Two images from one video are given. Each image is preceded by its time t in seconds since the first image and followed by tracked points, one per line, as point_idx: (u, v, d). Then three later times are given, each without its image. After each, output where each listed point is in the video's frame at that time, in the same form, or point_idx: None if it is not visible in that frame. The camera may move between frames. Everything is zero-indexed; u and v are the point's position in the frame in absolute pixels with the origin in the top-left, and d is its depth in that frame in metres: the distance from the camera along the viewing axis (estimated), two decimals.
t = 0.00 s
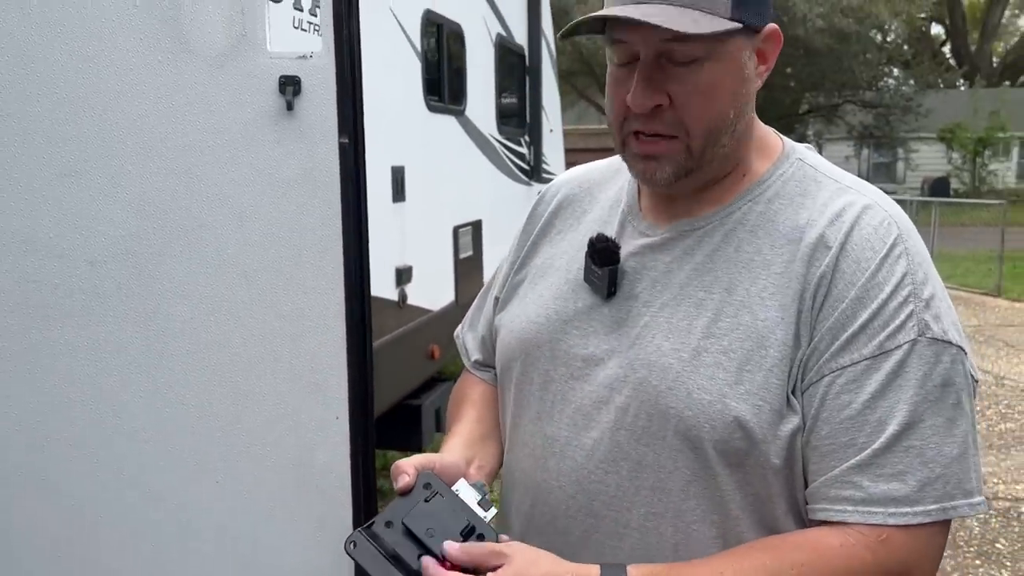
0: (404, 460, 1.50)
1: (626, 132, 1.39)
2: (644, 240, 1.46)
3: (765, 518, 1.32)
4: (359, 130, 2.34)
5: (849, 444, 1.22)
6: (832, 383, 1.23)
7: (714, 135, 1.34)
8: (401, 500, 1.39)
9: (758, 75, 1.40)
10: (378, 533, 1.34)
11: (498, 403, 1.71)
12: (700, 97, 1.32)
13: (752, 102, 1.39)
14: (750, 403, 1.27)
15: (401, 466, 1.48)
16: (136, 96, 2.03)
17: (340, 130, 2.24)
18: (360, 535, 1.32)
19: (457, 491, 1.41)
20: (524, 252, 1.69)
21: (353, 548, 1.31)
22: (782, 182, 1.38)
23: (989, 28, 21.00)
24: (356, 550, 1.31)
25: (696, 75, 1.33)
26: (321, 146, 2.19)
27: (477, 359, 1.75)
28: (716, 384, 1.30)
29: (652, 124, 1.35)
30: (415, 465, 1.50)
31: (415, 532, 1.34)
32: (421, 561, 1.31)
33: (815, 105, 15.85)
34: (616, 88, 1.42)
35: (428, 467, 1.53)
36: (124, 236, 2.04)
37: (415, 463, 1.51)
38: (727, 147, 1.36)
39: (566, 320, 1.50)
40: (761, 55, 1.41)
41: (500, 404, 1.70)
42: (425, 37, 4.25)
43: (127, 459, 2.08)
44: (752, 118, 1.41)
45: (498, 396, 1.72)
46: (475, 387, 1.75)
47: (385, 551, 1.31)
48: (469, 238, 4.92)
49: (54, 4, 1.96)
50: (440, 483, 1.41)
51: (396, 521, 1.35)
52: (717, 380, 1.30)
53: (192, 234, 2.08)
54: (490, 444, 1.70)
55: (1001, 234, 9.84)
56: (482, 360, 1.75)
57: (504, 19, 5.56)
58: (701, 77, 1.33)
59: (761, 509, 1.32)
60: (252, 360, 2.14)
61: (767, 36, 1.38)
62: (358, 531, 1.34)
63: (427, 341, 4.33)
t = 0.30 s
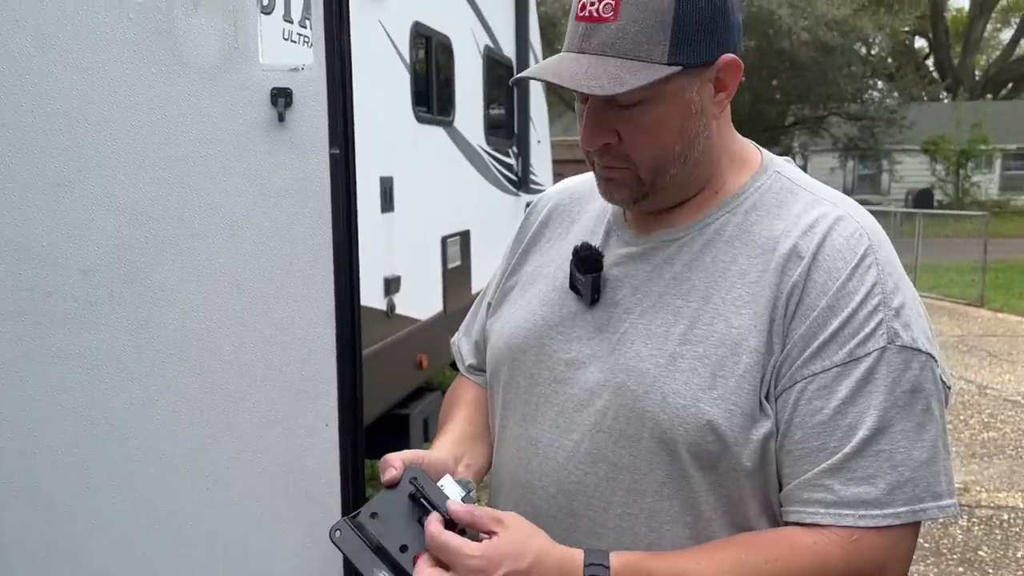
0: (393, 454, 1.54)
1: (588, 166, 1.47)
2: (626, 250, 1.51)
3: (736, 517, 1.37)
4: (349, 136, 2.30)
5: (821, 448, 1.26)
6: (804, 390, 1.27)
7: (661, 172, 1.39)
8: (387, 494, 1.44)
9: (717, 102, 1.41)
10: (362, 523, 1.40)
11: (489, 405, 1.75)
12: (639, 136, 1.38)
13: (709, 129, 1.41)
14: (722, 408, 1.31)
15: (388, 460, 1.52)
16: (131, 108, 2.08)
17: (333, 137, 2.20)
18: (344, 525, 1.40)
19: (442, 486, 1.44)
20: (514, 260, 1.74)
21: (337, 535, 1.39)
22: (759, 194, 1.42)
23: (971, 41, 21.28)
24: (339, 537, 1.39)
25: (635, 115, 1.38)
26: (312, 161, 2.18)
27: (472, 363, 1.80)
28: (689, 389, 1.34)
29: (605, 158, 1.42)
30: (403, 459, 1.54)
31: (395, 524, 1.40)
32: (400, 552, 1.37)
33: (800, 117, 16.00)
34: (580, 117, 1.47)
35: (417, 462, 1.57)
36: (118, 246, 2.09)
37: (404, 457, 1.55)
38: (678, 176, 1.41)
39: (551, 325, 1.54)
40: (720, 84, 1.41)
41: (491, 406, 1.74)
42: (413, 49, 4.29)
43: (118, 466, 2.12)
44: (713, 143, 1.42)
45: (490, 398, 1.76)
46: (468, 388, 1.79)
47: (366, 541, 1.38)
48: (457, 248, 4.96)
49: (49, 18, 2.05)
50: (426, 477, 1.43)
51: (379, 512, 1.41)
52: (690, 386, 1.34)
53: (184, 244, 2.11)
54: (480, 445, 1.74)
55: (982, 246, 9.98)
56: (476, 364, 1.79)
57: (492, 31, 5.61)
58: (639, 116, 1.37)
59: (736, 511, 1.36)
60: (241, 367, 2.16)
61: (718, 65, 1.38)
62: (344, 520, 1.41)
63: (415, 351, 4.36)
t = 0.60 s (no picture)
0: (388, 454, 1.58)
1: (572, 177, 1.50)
2: (608, 255, 1.54)
3: (712, 514, 1.40)
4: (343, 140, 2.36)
5: (794, 447, 1.30)
6: (776, 390, 1.31)
7: (642, 180, 1.43)
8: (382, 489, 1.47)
9: (694, 113, 1.45)
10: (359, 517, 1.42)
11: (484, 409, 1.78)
12: (618, 149, 1.42)
13: (687, 139, 1.45)
14: (698, 408, 1.35)
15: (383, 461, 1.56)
16: (125, 114, 2.10)
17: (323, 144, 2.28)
18: (344, 517, 1.40)
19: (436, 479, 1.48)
20: (506, 266, 1.77)
21: (335, 527, 1.40)
22: (736, 200, 1.46)
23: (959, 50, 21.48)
24: (338, 529, 1.39)
25: (613, 128, 1.41)
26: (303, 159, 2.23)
27: (468, 367, 1.82)
28: (666, 390, 1.38)
29: (587, 169, 1.45)
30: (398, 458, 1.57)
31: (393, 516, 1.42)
32: (399, 539, 1.39)
33: (790, 124, 16.11)
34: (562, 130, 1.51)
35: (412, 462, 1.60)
36: (112, 249, 2.11)
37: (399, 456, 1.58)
38: (658, 185, 1.44)
39: (538, 330, 1.58)
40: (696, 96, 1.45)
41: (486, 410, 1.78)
42: (404, 56, 4.33)
43: (111, 467, 2.15)
44: (692, 153, 1.46)
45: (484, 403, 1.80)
46: (464, 395, 1.82)
47: (366, 530, 1.40)
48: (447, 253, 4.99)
49: (43, 25, 2.06)
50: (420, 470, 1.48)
51: (375, 506, 1.44)
52: (667, 387, 1.38)
53: (177, 247, 2.14)
54: (476, 451, 1.77)
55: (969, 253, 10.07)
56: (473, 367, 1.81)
57: (483, 38, 5.65)
58: (618, 129, 1.41)
59: (712, 508, 1.39)
60: (232, 370, 2.18)
61: (693, 78, 1.42)
62: (341, 514, 1.42)
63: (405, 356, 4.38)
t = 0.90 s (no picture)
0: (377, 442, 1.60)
1: (564, 183, 1.52)
2: (601, 261, 1.56)
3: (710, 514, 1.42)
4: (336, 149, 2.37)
5: (805, 446, 1.32)
6: (782, 392, 1.33)
7: (635, 187, 1.45)
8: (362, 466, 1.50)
9: (686, 123, 1.48)
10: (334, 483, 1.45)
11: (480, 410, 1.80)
12: (612, 157, 1.44)
13: (679, 148, 1.48)
14: (695, 410, 1.37)
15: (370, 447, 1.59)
16: (122, 119, 2.12)
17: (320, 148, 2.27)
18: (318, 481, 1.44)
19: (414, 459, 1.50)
20: (500, 271, 1.79)
21: (309, 490, 1.43)
22: (725, 204, 1.48)
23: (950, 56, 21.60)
24: (311, 490, 1.42)
25: (607, 136, 1.43)
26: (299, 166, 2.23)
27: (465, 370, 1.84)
28: (663, 394, 1.40)
29: (580, 175, 1.47)
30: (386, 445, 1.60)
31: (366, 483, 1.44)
32: (367, 502, 1.40)
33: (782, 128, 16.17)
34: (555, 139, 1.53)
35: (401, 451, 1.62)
36: (110, 253, 2.13)
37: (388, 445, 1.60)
38: (651, 193, 1.47)
39: (535, 337, 1.59)
40: (688, 106, 1.47)
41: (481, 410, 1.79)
42: (398, 60, 4.35)
43: (110, 470, 2.16)
44: (683, 162, 1.49)
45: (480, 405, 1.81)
46: (460, 396, 1.84)
47: (337, 493, 1.42)
48: (442, 257, 5.01)
49: (40, 32, 2.08)
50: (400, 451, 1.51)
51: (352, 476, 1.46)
52: (665, 390, 1.40)
53: (176, 252, 2.16)
54: (471, 451, 1.78)
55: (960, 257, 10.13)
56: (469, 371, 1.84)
57: (477, 43, 5.67)
58: (612, 138, 1.43)
59: (711, 509, 1.41)
60: (229, 373, 2.20)
61: (686, 89, 1.44)
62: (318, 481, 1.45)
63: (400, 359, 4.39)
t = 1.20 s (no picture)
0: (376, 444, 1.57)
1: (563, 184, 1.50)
2: (604, 261, 1.55)
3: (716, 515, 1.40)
4: (330, 151, 2.33)
5: (777, 435, 1.30)
6: (764, 380, 1.32)
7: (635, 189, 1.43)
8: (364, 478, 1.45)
9: (684, 127, 1.46)
10: (336, 501, 1.42)
11: (478, 409, 1.77)
12: (612, 159, 1.42)
13: (676, 152, 1.46)
14: (699, 409, 1.35)
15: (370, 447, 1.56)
16: (114, 121, 2.10)
17: (314, 152, 2.25)
18: (320, 501, 1.42)
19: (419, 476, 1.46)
20: (499, 273, 1.77)
21: (312, 512, 1.41)
22: (729, 205, 1.47)
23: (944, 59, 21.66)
24: (314, 514, 1.41)
25: (607, 139, 1.41)
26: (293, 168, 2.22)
27: (462, 371, 1.82)
28: (668, 393, 1.37)
29: (580, 178, 1.46)
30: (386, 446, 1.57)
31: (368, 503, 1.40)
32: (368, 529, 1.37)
33: (778, 131, 16.19)
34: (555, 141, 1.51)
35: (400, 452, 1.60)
36: (103, 256, 2.11)
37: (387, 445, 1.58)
38: (646, 197, 1.45)
39: (537, 338, 1.57)
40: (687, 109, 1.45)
41: (480, 409, 1.77)
42: (393, 63, 4.34)
43: (105, 473, 2.13)
44: (683, 165, 1.48)
45: (478, 402, 1.79)
46: (456, 393, 1.81)
47: (340, 517, 1.40)
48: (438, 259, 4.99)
49: (32, 34, 2.06)
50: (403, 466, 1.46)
51: (353, 493, 1.42)
52: (668, 389, 1.37)
53: (170, 255, 2.14)
54: (467, 448, 1.76)
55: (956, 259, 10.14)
56: (467, 373, 1.82)
57: (472, 46, 5.66)
58: (609, 141, 1.41)
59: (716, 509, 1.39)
60: (224, 376, 2.17)
61: (684, 92, 1.43)
62: (321, 497, 1.43)
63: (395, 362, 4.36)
